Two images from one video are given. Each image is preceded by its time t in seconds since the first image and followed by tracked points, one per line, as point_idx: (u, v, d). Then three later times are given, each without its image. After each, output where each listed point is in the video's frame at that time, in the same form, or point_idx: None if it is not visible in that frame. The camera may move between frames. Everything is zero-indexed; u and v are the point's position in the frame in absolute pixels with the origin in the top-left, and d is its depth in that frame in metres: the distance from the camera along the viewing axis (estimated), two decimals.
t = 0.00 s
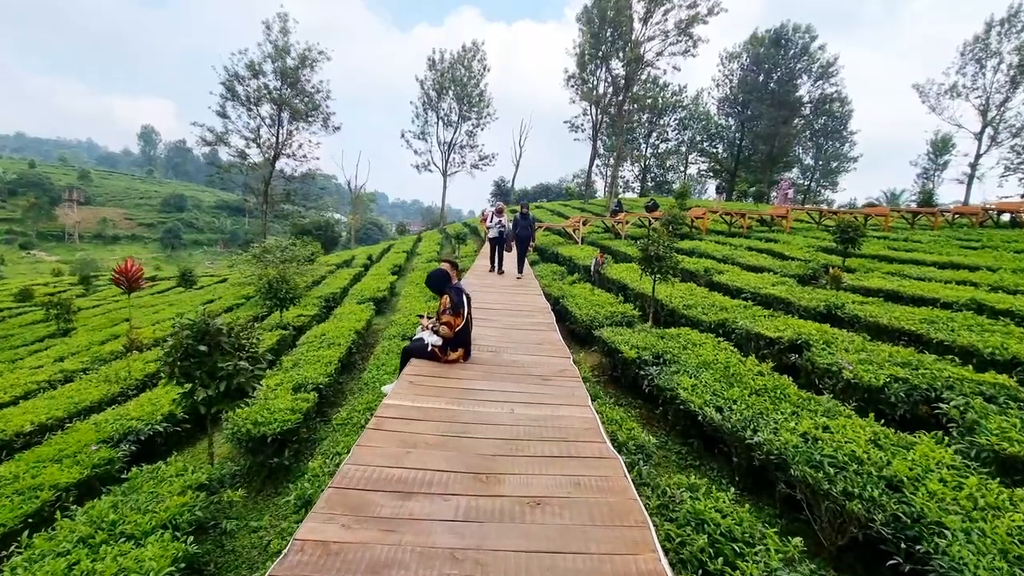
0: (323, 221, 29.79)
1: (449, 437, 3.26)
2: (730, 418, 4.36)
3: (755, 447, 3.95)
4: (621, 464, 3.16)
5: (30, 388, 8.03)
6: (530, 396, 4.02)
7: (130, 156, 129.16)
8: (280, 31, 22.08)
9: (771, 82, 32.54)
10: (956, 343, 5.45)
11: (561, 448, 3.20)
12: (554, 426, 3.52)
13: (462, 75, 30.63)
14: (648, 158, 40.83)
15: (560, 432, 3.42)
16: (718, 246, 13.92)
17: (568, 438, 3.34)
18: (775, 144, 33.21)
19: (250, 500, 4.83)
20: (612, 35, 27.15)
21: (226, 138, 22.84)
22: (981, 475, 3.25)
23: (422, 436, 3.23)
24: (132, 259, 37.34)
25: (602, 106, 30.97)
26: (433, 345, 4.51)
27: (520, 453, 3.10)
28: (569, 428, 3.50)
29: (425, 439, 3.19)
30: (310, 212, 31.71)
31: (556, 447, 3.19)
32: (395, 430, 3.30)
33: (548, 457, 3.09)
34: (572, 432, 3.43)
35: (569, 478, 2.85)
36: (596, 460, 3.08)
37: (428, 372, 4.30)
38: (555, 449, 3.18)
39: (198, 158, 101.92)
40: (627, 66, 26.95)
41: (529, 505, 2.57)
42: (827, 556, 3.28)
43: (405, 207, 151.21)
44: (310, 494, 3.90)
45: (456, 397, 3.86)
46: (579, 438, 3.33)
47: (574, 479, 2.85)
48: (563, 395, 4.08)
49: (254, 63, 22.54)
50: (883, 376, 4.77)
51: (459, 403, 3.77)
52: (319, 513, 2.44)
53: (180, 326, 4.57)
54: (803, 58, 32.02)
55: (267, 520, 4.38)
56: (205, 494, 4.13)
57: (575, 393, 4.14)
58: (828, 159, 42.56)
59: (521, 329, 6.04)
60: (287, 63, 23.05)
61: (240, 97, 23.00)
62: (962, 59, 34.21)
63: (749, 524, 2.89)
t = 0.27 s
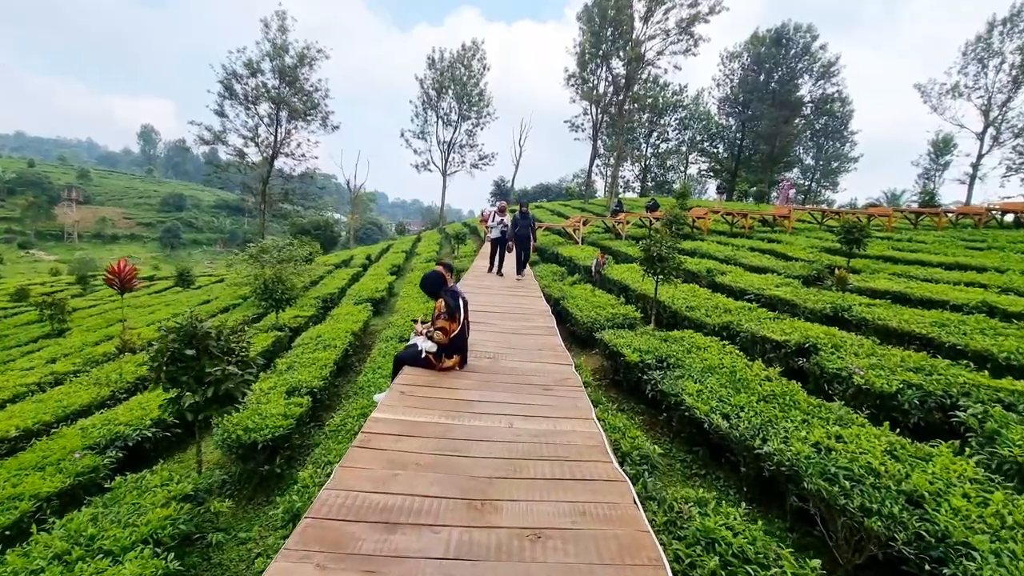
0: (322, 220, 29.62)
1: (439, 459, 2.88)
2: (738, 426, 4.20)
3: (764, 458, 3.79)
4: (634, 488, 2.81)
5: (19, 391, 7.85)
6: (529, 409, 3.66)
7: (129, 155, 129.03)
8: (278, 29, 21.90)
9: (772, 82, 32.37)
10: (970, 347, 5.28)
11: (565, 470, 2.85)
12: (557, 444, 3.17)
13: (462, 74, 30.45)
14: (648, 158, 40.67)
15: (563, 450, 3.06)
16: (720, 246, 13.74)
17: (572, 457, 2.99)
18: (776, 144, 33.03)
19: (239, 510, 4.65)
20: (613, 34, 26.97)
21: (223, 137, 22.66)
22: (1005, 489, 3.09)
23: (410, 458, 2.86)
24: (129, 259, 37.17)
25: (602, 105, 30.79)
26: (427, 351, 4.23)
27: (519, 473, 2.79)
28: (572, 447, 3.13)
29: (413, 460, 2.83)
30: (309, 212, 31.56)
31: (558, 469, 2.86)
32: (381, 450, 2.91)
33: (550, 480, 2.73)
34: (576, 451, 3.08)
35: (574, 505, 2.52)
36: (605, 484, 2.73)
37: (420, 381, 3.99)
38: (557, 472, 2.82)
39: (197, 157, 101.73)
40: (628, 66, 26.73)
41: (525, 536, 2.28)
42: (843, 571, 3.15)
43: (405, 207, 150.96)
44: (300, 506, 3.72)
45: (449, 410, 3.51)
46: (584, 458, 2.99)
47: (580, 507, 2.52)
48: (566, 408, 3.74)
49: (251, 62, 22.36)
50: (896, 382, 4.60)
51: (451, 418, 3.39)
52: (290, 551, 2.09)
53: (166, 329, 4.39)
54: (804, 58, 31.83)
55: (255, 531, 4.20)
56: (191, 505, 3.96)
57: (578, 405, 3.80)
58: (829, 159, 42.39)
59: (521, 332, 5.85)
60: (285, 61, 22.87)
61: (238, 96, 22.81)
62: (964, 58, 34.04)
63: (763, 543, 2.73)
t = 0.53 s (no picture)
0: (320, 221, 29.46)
1: (433, 484, 2.62)
2: (748, 435, 4.03)
3: (777, 470, 3.61)
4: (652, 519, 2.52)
5: (7, 397, 7.68)
6: (532, 424, 3.41)
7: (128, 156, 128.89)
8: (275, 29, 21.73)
9: (772, 81, 32.21)
10: (985, 351, 5.13)
11: (572, 497, 2.58)
12: (564, 467, 2.89)
13: (461, 74, 30.27)
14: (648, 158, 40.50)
15: (570, 475, 2.78)
16: (722, 247, 13.58)
17: (580, 482, 2.72)
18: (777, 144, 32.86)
19: (230, 524, 4.48)
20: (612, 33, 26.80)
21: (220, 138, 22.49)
22: None
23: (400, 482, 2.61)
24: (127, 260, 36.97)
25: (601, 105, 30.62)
26: (422, 360, 4.03)
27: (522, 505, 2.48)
28: (580, 469, 2.87)
29: (405, 487, 2.58)
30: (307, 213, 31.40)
31: (565, 495, 2.59)
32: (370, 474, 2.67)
33: (556, 509, 2.47)
34: (584, 475, 2.81)
35: (585, 542, 2.23)
36: (618, 514, 2.46)
37: (415, 395, 3.77)
38: (564, 499, 2.55)
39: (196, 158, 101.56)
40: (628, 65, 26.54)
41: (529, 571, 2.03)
42: None
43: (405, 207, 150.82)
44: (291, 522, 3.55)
45: (445, 427, 3.27)
46: (593, 483, 2.72)
47: (591, 544, 2.23)
48: (572, 422, 3.49)
49: (248, 62, 22.19)
50: (912, 388, 4.43)
51: (448, 437, 3.14)
52: None
53: (152, 336, 4.21)
54: (804, 57, 31.65)
55: (246, 546, 4.02)
56: (177, 520, 3.78)
57: (585, 420, 3.55)
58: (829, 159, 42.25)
59: (522, 337, 5.67)
60: (282, 61, 22.70)
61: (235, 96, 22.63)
62: (964, 57, 33.90)
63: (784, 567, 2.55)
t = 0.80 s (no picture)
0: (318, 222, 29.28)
1: (428, 514, 2.42)
2: (760, 442, 3.86)
3: (791, 481, 3.45)
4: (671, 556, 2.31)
5: None
6: (536, 442, 3.22)
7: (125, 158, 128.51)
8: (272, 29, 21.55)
9: (771, 80, 32.05)
10: (1001, 353, 4.98)
11: (581, 531, 2.37)
12: (571, 491, 2.70)
13: (459, 73, 30.08)
14: (647, 157, 40.31)
15: (578, 501, 2.60)
16: (724, 246, 13.40)
17: (589, 511, 2.52)
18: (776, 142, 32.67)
19: (220, 539, 4.31)
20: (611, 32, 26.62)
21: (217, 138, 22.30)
22: None
23: (392, 514, 2.41)
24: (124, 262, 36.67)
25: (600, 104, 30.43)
26: (417, 371, 3.84)
27: (526, 539, 2.29)
28: (589, 496, 2.66)
29: (397, 517, 2.37)
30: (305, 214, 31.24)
31: (574, 528, 2.38)
32: (358, 504, 2.47)
33: (564, 544, 2.27)
34: (595, 503, 2.60)
35: None
36: (632, 551, 2.25)
37: (412, 408, 3.59)
38: (572, 532, 2.35)
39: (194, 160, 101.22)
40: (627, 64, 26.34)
41: None
42: None
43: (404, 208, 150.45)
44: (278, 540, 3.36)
45: (443, 446, 3.07)
46: (604, 512, 2.52)
47: None
48: (578, 440, 3.29)
49: (245, 62, 22.00)
50: (928, 392, 4.27)
51: (445, 458, 2.96)
52: None
53: (136, 344, 4.03)
54: (804, 55, 31.47)
55: (235, 560, 3.84)
56: (161, 536, 3.61)
57: (592, 436, 3.35)
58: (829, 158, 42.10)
59: (522, 343, 5.51)
60: (279, 61, 22.51)
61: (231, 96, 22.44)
62: (965, 55, 33.76)
63: None
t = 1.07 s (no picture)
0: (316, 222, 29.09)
1: (416, 547, 2.23)
2: (768, 454, 3.68)
3: (803, 497, 3.27)
4: None
5: None
6: (535, 462, 3.03)
7: (123, 157, 128.05)
8: (270, 27, 21.37)
9: (772, 81, 31.93)
10: (1016, 360, 4.82)
11: (585, 569, 2.16)
12: (572, 520, 2.49)
13: (459, 73, 29.92)
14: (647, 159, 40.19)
15: (582, 533, 2.38)
16: (726, 248, 13.23)
17: (593, 546, 2.31)
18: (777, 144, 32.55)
19: (203, 554, 4.13)
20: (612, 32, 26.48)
21: (213, 137, 22.07)
22: None
23: (376, 548, 2.20)
24: (119, 262, 36.35)
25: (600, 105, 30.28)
26: (406, 381, 3.66)
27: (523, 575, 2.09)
28: (593, 527, 2.45)
29: (379, 555, 2.16)
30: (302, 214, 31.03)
31: (576, 566, 2.17)
32: (339, 537, 2.27)
33: None
34: (600, 536, 2.38)
35: None
36: None
37: (404, 423, 3.40)
38: (576, 570, 2.14)
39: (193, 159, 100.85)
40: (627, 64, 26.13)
41: None
42: None
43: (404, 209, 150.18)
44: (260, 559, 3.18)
45: (435, 467, 2.88)
46: (610, 547, 2.30)
47: None
48: (580, 459, 3.09)
49: (242, 60, 21.79)
50: (943, 401, 4.10)
51: (437, 480, 2.76)
52: None
53: (116, 349, 3.83)
54: (805, 56, 31.34)
55: None
56: (139, 554, 3.41)
57: (595, 455, 3.15)
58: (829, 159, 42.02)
59: (520, 350, 5.33)
60: (277, 59, 22.32)
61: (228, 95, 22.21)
62: (965, 57, 33.69)
63: None
